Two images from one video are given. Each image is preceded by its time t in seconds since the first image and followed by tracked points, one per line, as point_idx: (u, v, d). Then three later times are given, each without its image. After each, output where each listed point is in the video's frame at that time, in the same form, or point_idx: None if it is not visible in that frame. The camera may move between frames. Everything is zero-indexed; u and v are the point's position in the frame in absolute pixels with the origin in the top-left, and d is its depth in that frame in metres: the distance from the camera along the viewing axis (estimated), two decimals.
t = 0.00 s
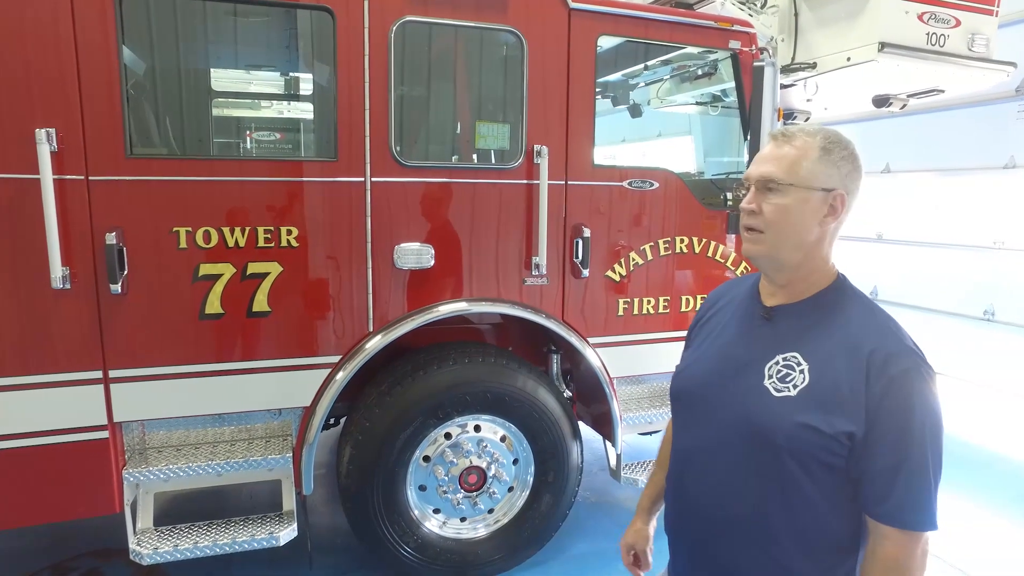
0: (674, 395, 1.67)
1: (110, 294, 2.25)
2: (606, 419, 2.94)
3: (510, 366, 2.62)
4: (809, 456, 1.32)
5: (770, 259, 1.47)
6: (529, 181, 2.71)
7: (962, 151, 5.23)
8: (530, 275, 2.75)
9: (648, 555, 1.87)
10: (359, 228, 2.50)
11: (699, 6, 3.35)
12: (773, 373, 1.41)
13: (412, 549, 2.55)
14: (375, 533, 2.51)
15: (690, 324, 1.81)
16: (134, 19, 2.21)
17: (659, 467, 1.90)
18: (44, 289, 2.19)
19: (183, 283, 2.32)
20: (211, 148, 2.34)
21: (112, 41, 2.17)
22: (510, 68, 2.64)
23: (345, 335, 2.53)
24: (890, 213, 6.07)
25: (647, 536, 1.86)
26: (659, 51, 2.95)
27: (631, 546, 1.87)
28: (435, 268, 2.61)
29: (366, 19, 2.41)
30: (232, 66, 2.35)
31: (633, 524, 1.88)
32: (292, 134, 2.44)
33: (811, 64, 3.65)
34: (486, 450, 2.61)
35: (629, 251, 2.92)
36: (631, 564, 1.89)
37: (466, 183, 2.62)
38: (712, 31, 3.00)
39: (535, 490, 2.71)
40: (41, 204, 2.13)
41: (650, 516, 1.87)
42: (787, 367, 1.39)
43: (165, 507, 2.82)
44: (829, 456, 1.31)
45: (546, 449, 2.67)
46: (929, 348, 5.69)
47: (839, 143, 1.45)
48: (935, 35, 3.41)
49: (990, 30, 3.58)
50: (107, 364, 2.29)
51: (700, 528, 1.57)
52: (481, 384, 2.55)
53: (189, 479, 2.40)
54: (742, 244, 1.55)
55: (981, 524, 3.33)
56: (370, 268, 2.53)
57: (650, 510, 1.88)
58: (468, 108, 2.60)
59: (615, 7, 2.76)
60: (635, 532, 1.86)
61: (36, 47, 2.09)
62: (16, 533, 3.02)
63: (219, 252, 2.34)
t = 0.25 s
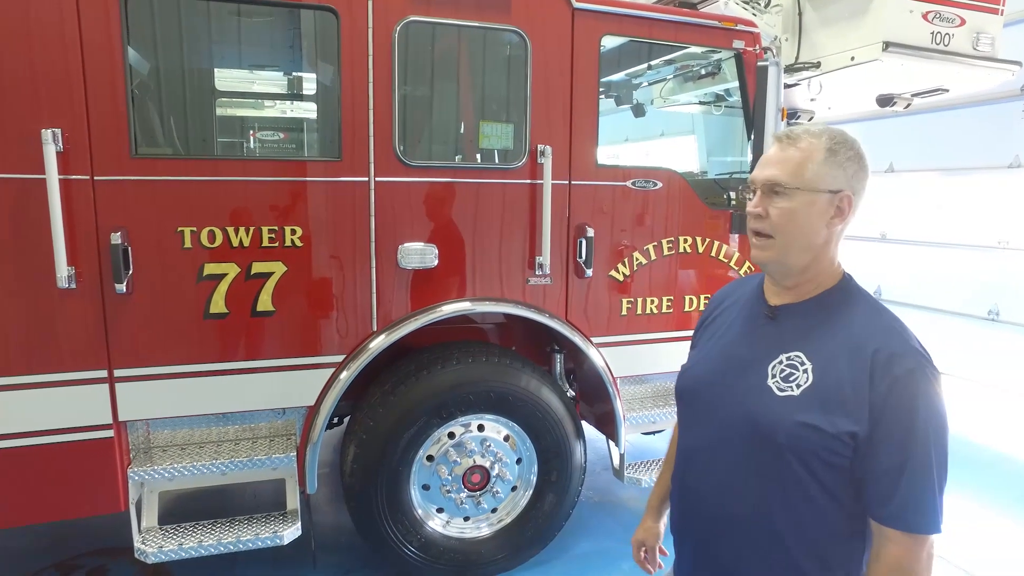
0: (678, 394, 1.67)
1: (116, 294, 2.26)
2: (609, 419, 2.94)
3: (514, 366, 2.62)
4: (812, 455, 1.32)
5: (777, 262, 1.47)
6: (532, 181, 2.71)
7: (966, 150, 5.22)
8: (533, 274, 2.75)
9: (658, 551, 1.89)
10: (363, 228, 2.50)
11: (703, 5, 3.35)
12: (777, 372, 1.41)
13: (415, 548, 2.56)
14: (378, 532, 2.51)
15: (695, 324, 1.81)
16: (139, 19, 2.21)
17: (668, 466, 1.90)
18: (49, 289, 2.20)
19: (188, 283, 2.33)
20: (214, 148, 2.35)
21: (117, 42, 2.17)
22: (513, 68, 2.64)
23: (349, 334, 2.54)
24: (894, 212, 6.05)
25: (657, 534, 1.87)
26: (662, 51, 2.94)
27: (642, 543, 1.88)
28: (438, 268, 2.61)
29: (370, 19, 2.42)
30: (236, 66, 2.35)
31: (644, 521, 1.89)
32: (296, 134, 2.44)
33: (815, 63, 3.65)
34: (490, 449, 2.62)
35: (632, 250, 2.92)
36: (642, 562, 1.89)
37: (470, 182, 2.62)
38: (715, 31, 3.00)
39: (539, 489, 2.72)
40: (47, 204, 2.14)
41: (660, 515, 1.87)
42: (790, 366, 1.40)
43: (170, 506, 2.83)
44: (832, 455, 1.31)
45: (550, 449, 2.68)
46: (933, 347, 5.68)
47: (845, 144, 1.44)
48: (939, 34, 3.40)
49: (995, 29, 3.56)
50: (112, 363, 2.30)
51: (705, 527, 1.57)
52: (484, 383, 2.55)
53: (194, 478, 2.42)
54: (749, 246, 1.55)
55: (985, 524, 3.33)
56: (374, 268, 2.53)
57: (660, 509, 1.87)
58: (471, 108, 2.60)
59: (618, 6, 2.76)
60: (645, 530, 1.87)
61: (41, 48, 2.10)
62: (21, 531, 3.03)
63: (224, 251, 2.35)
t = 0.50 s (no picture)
0: (682, 393, 1.67)
1: (120, 293, 2.26)
2: (612, 419, 2.93)
3: (517, 365, 2.62)
4: (817, 455, 1.32)
5: (784, 262, 1.47)
6: (536, 180, 2.71)
7: (971, 149, 5.20)
8: (537, 274, 2.75)
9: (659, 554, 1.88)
10: (366, 228, 2.50)
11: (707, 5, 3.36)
12: (781, 372, 1.41)
13: (418, 547, 2.56)
14: (382, 531, 2.51)
15: (698, 323, 1.81)
16: (143, 19, 2.22)
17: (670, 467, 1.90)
18: (53, 288, 2.20)
19: (192, 282, 2.34)
20: (218, 147, 2.35)
21: (121, 41, 2.18)
22: (516, 67, 2.64)
23: (351, 333, 2.54)
24: (898, 211, 6.04)
25: (659, 537, 1.86)
26: (666, 50, 2.94)
27: (642, 546, 1.87)
28: (441, 267, 2.61)
29: (374, 18, 2.42)
30: (239, 66, 2.35)
31: (644, 523, 1.88)
32: (299, 133, 2.44)
33: (819, 62, 3.64)
34: (493, 448, 2.62)
35: (635, 250, 2.91)
36: (642, 564, 1.88)
37: (473, 182, 2.62)
38: (719, 30, 3.00)
39: (542, 489, 2.72)
40: (51, 204, 2.15)
41: (661, 516, 1.87)
42: (795, 366, 1.39)
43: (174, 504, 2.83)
44: (837, 455, 1.30)
45: (553, 448, 2.68)
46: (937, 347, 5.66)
47: (853, 143, 1.43)
48: (944, 33, 3.39)
49: (1001, 27, 3.54)
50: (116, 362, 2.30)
51: (709, 527, 1.57)
52: (488, 383, 2.55)
53: (197, 477, 2.42)
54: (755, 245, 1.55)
55: (990, 524, 3.31)
56: (377, 267, 2.53)
57: (661, 510, 1.88)
58: (475, 107, 2.60)
59: (621, 5, 2.76)
60: (646, 531, 1.86)
61: (46, 47, 2.10)
62: (26, 529, 3.04)
63: (227, 251, 2.35)
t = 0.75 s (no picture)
0: (685, 391, 1.67)
1: (122, 292, 2.27)
2: (614, 417, 2.93)
3: (519, 363, 2.62)
4: (824, 453, 1.32)
5: (790, 262, 1.46)
6: (537, 178, 2.71)
7: (973, 149, 5.20)
8: (538, 272, 2.75)
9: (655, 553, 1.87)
10: (368, 226, 2.50)
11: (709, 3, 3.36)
12: (787, 370, 1.41)
13: (420, 545, 2.56)
14: (384, 529, 2.52)
15: (700, 321, 1.81)
16: (145, 17, 2.22)
17: (670, 466, 1.89)
18: (56, 286, 2.21)
19: (194, 279, 2.34)
20: (220, 146, 2.35)
21: (123, 40, 2.18)
22: (518, 66, 2.64)
23: (353, 332, 2.54)
24: (901, 210, 6.03)
25: (654, 535, 1.85)
26: (667, 48, 2.93)
27: (638, 545, 1.87)
28: (443, 265, 2.62)
29: (376, 16, 2.42)
30: (241, 64, 2.36)
31: (640, 522, 1.88)
32: (301, 132, 2.45)
33: (821, 60, 3.64)
34: (495, 447, 2.62)
35: (637, 249, 2.91)
36: (637, 562, 1.89)
37: (474, 180, 2.62)
38: (720, 28, 2.99)
39: (543, 487, 2.72)
40: (54, 202, 2.15)
41: (657, 515, 1.87)
42: (801, 364, 1.39)
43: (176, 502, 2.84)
44: (842, 453, 1.30)
45: (555, 447, 2.68)
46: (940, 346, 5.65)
47: (858, 142, 1.42)
48: (947, 31, 3.37)
49: (1004, 25, 3.51)
50: (118, 360, 2.31)
51: (712, 525, 1.57)
52: (490, 381, 2.55)
53: (199, 475, 2.43)
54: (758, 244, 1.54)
55: (992, 523, 3.31)
56: (379, 266, 2.54)
57: (658, 509, 1.88)
58: (476, 105, 2.60)
59: (623, 4, 2.76)
60: (640, 529, 1.86)
61: (48, 46, 2.11)
62: (29, 527, 3.05)
63: (229, 249, 2.36)
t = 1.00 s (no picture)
0: (688, 390, 1.67)
1: (124, 291, 2.27)
2: (615, 416, 2.93)
3: (520, 363, 2.62)
4: (829, 454, 1.32)
5: (806, 262, 1.44)
6: (539, 178, 2.71)
7: (975, 148, 5.19)
8: (540, 271, 2.75)
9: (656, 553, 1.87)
10: (369, 226, 2.51)
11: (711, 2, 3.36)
12: (793, 370, 1.40)
13: (421, 544, 2.57)
14: (385, 528, 2.52)
15: (702, 320, 1.80)
16: (146, 17, 2.22)
17: (670, 464, 1.89)
18: (58, 285, 2.21)
19: (195, 278, 2.34)
20: (221, 145, 2.36)
21: (125, 39, 2.18)
22: (519, 65, 2.64)
23: (354, 331, 2.54)
24: (902, 209, 6.02)
25: (654, 534, 1.85)
26: (669, 48, 2.93)
27: (638, 544, 1.87)
28: (444, 264, 2.62)
29: (377, 15, 2.42)
30: (243, 64, 2.36)
31: (641, 521, 1.88)
32: (303, 131, 2.45)
33: (823, 59, 3.64)
34: (496, 446, 2.62)
35: (638, 248, 2.91)
36: (638, 563, 1.89)
37: (475, 179, 2.62)
38: (722, 27, 2.99)
39: (544, 486, 2.72)
40: (56, 201, 2.15)
41: (657, 514, 1.87)
42: (807, 364, 1.39)
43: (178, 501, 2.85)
44: (847, 453, 1.30)
45: (556, 446, 2.68)
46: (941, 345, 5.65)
47: (873, 144, 1.42)
48: (950, 30, 3.36)
49: (1007, 24, 3.50)
50: (120, 360, 2.31)
51: (715, 524, 1.57)
52: (492, 381, 2.55)
53: (200, 474, 2.43)
54: (770, 244, 1.51)
55: (994, 523, 3.31)
56: (380, 266, 2.54)
57: (658, 509, 1.88)
58: (477, 104, 2.60)
59: (625, 3, 2.76)
60: (641, 530, 1.86)
61: (50, 45, 2.11)
62: (31, 526, 3.06)
63: (231, 248, 2.36)
